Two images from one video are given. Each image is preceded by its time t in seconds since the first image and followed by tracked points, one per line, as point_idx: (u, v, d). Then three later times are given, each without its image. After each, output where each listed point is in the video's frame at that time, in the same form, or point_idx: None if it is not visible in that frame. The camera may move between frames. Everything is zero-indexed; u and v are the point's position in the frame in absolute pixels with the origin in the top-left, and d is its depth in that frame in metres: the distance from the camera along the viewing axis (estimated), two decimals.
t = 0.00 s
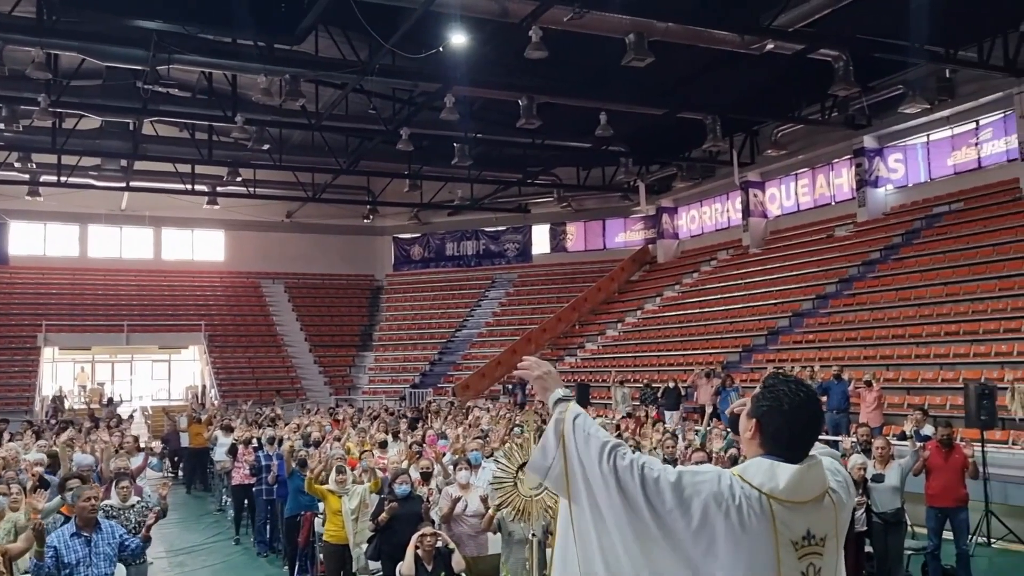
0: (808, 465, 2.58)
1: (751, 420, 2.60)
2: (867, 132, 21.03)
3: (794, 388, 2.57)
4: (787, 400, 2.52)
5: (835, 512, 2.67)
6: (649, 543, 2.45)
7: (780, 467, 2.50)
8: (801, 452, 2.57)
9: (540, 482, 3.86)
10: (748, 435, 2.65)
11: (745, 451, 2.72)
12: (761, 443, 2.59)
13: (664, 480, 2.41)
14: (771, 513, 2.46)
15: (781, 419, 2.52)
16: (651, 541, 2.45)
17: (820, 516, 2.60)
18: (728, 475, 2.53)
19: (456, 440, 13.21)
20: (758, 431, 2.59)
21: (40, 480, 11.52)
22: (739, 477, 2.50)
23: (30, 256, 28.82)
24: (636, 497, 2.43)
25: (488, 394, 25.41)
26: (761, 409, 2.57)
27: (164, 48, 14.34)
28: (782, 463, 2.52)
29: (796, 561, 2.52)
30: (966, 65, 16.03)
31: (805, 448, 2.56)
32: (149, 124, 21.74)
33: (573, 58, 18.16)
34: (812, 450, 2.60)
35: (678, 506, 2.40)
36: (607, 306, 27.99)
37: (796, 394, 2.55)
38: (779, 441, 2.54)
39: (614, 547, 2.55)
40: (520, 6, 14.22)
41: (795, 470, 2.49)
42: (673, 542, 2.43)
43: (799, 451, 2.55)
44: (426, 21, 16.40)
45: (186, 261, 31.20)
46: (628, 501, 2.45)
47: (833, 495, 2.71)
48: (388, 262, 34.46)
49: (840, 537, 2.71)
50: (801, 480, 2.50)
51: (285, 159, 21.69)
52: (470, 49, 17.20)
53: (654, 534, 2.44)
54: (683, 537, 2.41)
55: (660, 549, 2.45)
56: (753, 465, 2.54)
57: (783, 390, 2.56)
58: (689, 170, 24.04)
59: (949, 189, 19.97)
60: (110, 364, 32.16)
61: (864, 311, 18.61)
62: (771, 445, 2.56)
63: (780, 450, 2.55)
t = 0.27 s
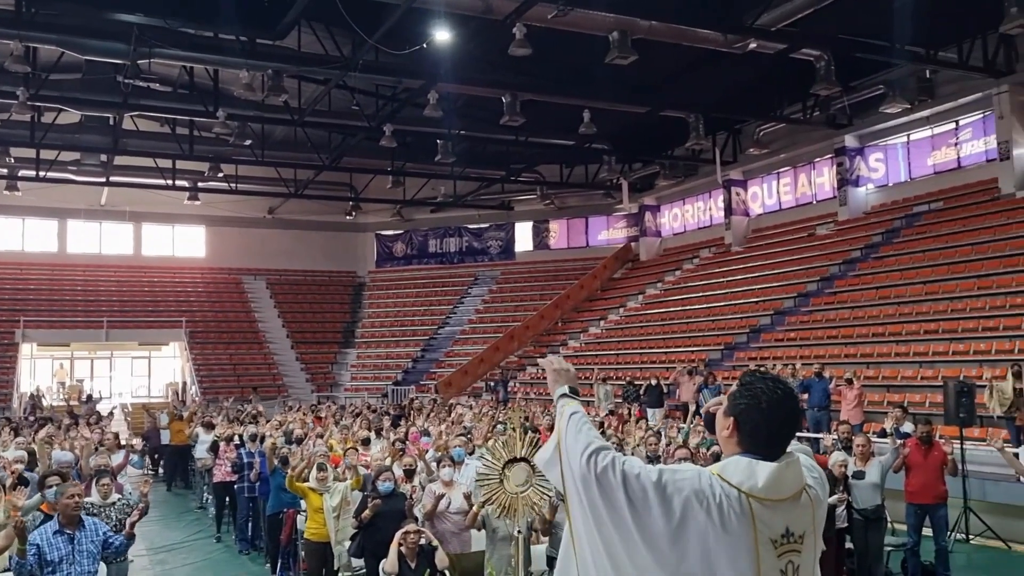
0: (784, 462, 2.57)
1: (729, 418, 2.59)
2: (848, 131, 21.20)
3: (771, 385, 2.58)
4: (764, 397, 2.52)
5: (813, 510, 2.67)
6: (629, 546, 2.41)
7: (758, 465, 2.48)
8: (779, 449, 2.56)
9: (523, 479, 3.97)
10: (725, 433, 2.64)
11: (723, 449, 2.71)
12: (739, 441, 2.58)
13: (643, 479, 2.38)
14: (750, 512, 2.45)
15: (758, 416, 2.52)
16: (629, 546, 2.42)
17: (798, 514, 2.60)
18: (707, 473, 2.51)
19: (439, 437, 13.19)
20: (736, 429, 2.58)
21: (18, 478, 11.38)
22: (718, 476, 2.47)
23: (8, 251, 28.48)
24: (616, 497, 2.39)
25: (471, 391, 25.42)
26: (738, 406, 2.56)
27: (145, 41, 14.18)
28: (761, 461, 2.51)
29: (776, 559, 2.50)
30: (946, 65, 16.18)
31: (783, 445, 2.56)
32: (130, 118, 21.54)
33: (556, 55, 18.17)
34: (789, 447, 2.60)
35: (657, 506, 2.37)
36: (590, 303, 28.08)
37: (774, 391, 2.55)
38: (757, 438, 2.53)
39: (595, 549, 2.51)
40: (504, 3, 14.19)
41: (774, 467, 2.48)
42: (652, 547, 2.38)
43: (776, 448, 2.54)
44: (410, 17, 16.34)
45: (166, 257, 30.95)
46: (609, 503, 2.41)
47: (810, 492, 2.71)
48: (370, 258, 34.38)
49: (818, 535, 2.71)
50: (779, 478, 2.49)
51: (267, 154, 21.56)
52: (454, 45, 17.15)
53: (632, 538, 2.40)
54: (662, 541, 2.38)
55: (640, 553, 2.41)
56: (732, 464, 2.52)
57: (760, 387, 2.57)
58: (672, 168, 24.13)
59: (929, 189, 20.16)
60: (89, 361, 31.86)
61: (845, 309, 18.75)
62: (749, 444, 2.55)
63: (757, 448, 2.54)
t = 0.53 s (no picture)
0: (768, 459, 2.57)
1: (712, 415, 2.60)
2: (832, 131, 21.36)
3: (754, 382, 2.58)
4: (747, 394, 2.53)
5: (795, 507, 2.68)
6: (611, 542, 2.43)
7: (739, 462, 2.49)
8: (761, 447, 2.57)
9: (512, 476, 4.01)
10: (708, 429, 2.65)
11: (705, 446, 2.72)
12: (721, 438, 2.59)
13: (624, 471, 2.42)
14: (730, 510, 2.45)
15: (741, 414, 2.52)
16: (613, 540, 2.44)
17: (781, 512, 2.60)
18: (688, 469, 2.52)
19: (425, 435, 13.18)
20: (718, 425, 2.59)
21: None
22: (699, 472, 2.48)
23: None
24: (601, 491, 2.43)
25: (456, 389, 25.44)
26: (721, 402, 2.57)
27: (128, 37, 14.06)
28: (742, 459, 2.51)
29: (755, 557, 2.51)
30: (930, 66, 16.30)
31: (765, 442, 2.56)
32: (113, 114, 21.38)
33: (542, 54, 18.19)
34: (773, 445, 2.60)
35: (638, 500, 2.41)
36: (575, 301, 28.17)
37: (755, 387, 2.56)
38: (739, 435, 2.54)
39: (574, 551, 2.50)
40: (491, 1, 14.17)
41: (755, 465, 2.49)
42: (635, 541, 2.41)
43: (759, 445, 2.55)
44: (396, 14, 16.30)
45: (150, 254, 30.74)
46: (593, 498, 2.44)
47: (794, 491, 2.71)
48: (355, 256, 34.31)
49: (800, 534, 2.71)
50: (760, 476, 2.49)
51: (251, 151, 21.47)
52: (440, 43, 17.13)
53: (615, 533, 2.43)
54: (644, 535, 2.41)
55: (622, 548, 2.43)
56: (714, 460, 2.53)
57: (743, 384, 2.57)
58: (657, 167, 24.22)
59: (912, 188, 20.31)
60: (72, 358, 31.61)
61: (829, 308, 18.87)
62: (732, 440, 2.56)
63: (739, 445, 2.55)
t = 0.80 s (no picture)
0: (751, 457, 2.59)
1: (694, 413, 2.62)
2: (818, 131, 21.48)
3: (738, 379, 2.59)
4: (731, 393, 2.53)
5: (779, 505, 2.70)
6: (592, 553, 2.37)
7: (724, 461, 2.49)
8: (744, 445, 2.58)
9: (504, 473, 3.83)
10: (692, 427, 2.66)
11: (688, 443, 2.73)
12: (704, 436, 2.60)
13: (607, 481, 2.38)
14: (716, 510, 2.46)
15: (726, 412, 2.53)
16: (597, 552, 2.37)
17: (765, 510, 2.61)
18: (674, 469, 2.51)
19: (414, 431, 13.16)
20: (702, 423, 2.60)
21: None
22: (684, 473, 2.49)
23: None
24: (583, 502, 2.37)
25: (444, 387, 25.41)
26: (705, 401, 2.57)
27: (115, 32, 13.93)
28: (726, 458, 2.52)
29: (742, 557, 2.52)
30: (916, 66, 16.41)
31: (748, 441, 2.58)
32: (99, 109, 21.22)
33: (531, 51, 18.19)
34: (755, 442, 2.61)
35: (623, 508, 2.37)
36: (562, 299, 28.23)
37: (740, 386, 2.56)
38: (723, 434, 2.55)
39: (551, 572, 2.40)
40: None
41: (739, 464, 2.50)
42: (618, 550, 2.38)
43: (742, 443, 2.56)
44: (384, 11, 16.24)
45: (135, 250, 30.54)
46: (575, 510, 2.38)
47: (778, 489, 2.73)
48: (342, 253, 34.24)
49: (785, 531, 2.73)
50: (744, 475, 2.50)
51: (238, 148, 21.37)
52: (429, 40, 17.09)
53: (596, 548, 2.37)
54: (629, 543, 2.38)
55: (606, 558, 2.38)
56: (698, 460, 2.53)
57: (727, 381, 2.58)
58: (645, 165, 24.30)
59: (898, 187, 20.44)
60: (56, 355, 31.35)
61: (815, 306, 18.97)
62: (715, 439, 2.57)
63: (722, 443, 2.56)
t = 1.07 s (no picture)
0: (735, 458, 2.51)
1: (678, 415, 2.50)
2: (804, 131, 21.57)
3: (722, 378, 2.50)
4: (717, 393, 2.43)
5: (763, 503, 2.63)
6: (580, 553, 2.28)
7: (713, 462, 2.40)
8: (729, 445, 2.50)
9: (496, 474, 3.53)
10: (674, 430, 2.54)
11: (668, 446, 2.60)
12: (689, 439, 2.49)
13: (595, 483, 2.26)
14: (705, 512, 2.36)
15: (713, 413, 2.43)
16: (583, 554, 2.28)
17: (751, 510, 2.53)
18: (661, 471, 2.38)
19: (400, 430, 13.16)
20: (686, 426, 2.48)
21: None
22: (673, 475, 2.37)
23: None
24: (568, 502, 2.28)
25: (429, 385, 25.35)
26: (690, 402, 2.46)
27: (99, 28, 13.78)
28: (714, 459, 2.43)
29: (732, 558, 2.42)
30: (901, 67, 16.50)
31: (733, 440, 2.50)
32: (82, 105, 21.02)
33: (518, 49, 18.16)
34: (740, 442, 2.54)
35: (610, 513, 2.25)
36: (548, 298, 28.24)
37: (724, 385, 2.47)
38: (709, 435, 2.45)
39: (539, 563, 2.34)
40: None
41: (729, 464, 2.41)
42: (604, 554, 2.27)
43: (728, 444, 2.48)
44: (370, 8, 16.15)
45: (119, 248, 30.30)
46: (561, 509, 2.29)
47: (761, 489, 2.66)
48: (328, 251, 34.14)
49: (768, 530, 2.67)
50: (732, 475, 2.41)
51: (223, 145, 21.24)
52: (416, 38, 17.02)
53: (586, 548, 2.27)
54: (615, 549, 2.26)
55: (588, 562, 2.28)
56: (684, 462, 2.41)
57: (711, 381, 2.48)
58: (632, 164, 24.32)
59: (882, 188, 20.56)
60: (38, 353, 31.05)
61: (800, 305, 19.04)
62: (702, 441, 2.46)
63: (709, 444, 2.46)
